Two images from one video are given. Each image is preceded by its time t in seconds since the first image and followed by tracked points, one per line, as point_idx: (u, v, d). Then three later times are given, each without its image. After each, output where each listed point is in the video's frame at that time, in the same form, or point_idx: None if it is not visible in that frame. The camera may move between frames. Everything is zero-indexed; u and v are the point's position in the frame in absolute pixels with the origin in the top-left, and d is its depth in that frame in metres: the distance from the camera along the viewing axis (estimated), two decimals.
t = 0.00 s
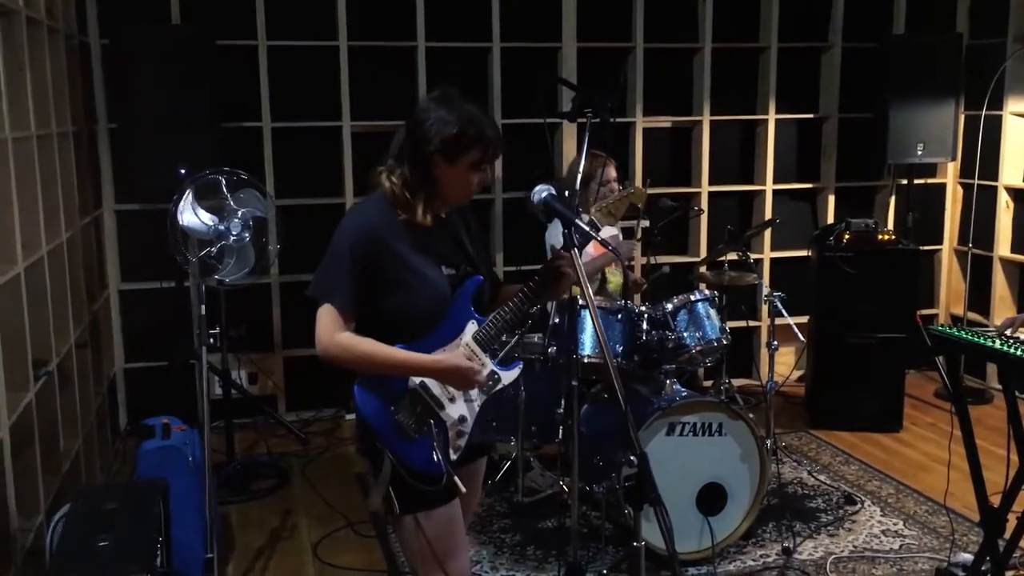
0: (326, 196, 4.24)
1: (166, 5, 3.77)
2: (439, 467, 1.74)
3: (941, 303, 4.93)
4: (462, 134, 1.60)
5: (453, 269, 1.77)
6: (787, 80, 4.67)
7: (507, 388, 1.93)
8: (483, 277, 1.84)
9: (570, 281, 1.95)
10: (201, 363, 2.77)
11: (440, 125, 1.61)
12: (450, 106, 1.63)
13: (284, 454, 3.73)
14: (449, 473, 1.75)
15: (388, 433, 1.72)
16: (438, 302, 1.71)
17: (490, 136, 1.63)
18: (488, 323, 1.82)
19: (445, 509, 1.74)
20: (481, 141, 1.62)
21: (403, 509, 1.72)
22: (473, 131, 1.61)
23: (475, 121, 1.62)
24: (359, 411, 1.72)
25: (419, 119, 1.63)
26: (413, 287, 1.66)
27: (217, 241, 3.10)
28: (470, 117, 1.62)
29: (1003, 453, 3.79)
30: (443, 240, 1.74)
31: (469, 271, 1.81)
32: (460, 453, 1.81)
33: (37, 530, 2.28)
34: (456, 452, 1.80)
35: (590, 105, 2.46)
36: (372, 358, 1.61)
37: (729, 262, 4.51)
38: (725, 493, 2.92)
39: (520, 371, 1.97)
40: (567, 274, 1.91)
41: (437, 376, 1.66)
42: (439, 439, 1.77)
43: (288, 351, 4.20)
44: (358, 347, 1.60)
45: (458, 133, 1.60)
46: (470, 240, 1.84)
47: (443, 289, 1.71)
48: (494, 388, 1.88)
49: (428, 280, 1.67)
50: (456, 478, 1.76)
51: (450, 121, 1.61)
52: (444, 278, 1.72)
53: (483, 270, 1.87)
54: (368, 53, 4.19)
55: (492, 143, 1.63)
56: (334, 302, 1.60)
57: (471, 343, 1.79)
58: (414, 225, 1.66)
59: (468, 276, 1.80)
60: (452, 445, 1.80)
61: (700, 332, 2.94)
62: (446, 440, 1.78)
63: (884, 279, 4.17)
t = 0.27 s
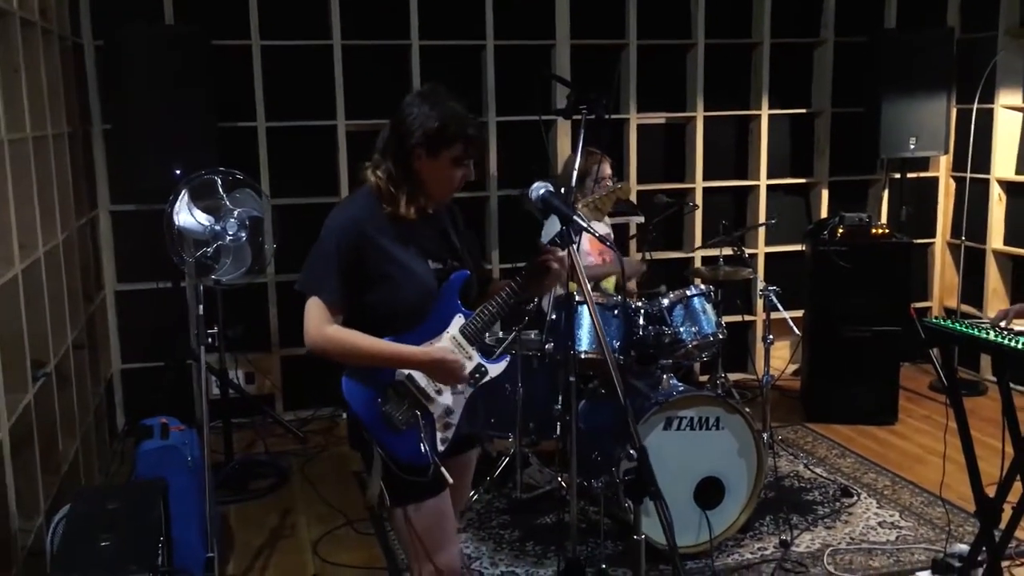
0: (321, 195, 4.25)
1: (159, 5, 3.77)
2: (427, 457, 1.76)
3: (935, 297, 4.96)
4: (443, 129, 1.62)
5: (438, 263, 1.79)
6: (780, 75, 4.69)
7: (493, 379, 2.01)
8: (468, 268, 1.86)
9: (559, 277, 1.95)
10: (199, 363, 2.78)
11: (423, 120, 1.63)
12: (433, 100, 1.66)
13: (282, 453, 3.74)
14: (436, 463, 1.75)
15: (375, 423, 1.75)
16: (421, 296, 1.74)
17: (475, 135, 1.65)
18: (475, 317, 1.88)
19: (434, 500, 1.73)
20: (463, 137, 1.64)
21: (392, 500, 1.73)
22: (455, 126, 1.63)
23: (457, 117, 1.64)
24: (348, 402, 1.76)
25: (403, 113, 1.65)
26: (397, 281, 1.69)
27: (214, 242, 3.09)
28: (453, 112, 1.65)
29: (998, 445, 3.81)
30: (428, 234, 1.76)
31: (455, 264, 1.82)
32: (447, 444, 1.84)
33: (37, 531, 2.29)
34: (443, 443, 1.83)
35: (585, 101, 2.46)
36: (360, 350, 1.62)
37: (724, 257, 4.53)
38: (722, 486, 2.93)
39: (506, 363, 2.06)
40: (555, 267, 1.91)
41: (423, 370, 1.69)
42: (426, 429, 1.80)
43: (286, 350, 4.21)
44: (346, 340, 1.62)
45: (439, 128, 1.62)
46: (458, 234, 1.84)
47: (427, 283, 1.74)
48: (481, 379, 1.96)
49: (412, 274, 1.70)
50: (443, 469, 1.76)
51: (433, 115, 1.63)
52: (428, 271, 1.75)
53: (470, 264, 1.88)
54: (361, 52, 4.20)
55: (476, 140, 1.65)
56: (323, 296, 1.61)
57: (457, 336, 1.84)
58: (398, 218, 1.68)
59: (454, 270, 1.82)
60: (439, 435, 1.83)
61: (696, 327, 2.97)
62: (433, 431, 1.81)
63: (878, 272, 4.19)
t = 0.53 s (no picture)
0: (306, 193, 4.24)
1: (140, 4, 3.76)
2: (408, 451, 1.76)
3: (917, 289, 5.00)
4: (405, 108, 1.64)
5: (422, 258, 1.77)
6: (762, 70, 4.72)
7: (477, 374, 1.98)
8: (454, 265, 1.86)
9: (541, 273, 1.97)
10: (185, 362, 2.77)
11: (383, 105, 1.65)
12: (388, 84, 1.68)
13: (269, 451, 3.74)
14: (416, 457, 1.76)
15: (356, 418, 1.75)
16: (408, 289, 1.74)
17: (432, 105, 1.67)
18: (457, 311, 1.86)
19: (415, 495, 1.74)
20: (426, 111, 1.66)
21: (375, 492, 1.75)
22: (411, 101, 1.65)
23: (415, 93, 1.66)
24: (331, 395, 1.76)
25: (364, 106, 1.67)
26: (380, 274, 1.69)
27: (197, 241, 3.08)
28: (410, 90, 1.67)
29: (980, 435, 3.86)
30: (411, 227, 1.75)
31: (439, 259, 1.81)
32: (430, 438, 1.82)
33: (24, 532, 2.28)
34: (426, 437, 1.81)
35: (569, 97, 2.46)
36: (343, 344, 1.63)
37: (708, 252, 4.55)
38: (708, 478, 2.96)
39: (491, 357, 2.04)
40: (536, 265, 1.93)
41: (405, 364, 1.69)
42: (409, 423, 1.78)
43: (272, 349, 4.20)
44: (328, 333, 1.63)
45: (398, 107, 1.64)
46: (443, 229, 1.83)
47: (413, 276, 1.74)
48: (463, 374, 1.91)
49: (396, 267, 1.70)
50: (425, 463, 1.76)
51: (388, 98, 1.65)
52: (414, 266, 1.74)
53: (453, 259, 1.87)
54: (344, 49, 4.19)
55: (435, 109, 1.67)
56: (305, 290, 1.63)
57: (440, 330, 1.83)
58: (380, 210, 1.68)
59: (438, 265, 1.80)
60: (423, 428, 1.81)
61: (681, 320, 2.98)
62: (416, 424, 1.80)
63: (860, 265, 4.22)
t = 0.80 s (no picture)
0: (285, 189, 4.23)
1: None
2: (387, 443, 1.76)
3: (892, 282, 5.06)
4: (367, 94, 1.67)
5: (407, 251, 1.78)
6: (739, 65, 4.75)
7: (457, 369, 1.97)
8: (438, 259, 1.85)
9: (527, 269, 2.00)
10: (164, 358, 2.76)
11: (346, 98, 1.67)
12: (346, 78, 1.71)
13: (249, 448, 3.73)
14: (395, 450, 1.75)
15: (336, 409, 1.75)
16: (392, 282, 1.73)
17: (393, 84, 1.69)
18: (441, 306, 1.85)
19: (394, 487, 1.74)
20: (390, 91, 1.68)
21: (354, 484, 1.75)
22: (372, 85, 1.67)
23: (375, 77, 1.69)
24: (311, 387, 1.77)
25: (331, 104, 1.69)
26: (364, 267, 1.68)
27: (176, 237, 3.07)
28: (367, 76, 1.69)
29: (955, 425, 3.92)
30: (395, 220, 1.76)
31: (423, 253, 1.81)
32: (409, 432, 1.82)
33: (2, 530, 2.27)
34: (405, 430, 1.81)
35: (549, 92, 2.46)
36: (325, 336, 1.63)
37: (687, 246, 4.58)
38: (688, 470, 2.98)
39: (470, 353, 2.03)
40: (521, 261, 1.97)
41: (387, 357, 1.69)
42: (389, 415, 1.78)
43: (251, 345, 4.19)
44: (310, 326, 1.62)
45: (360, 94, 1.66)
46: (426, 223, 1.85)
47: (396, 269, 1.74)
48: (444, 369, 1.90)
49: (379, 261, 1.70)
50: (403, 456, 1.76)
51: (348, 90, 1.68)
52: (397, 259, 1.74)
53: (437, 253, 1.88)
54: (322, 44, 4.18)
55: (396, 86, 1.69)
56: (288, 283, 1.62)
57: (423, 325, 1.81)
58: (363, 205, 1.68)
59: (422, 258, 1.81)
60: (403, 421, 1.81)
61: (661, 314, 2.98)
62: (396, 417, 1.80)
63: (837, 258, 4.26)
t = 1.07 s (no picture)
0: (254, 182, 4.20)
1: None
2: (356, 434, 1.75)
3: (859, 275, 5.12)
4: (328, 86, 1.67)
5: (376, 243, 1.78)
6: (709, 60, 4.78)
7: (428, 360, 1.94)
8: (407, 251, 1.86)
9: (497, 260, 1.98)
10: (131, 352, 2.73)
11: (310, 93, 1.68)
12: (309, 69, 1.71)
13: (218, 442, 3.70)
14: (364, 440, 1.75)
15: (304, 401, 1.73)
16: (361, 272, 1.73)
17: (357, 76, 1.69)
18: (410, 297, 1.85)
19: (364, 478, 1.75)
20: (353, 83, 1.67)
21: (323, 476, 1.75)
22: (335, 77, 1.67)
23: (336, 69, 1.69)
24: (278, 377, 1.76)
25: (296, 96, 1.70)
26: (333, 257, 1.68)
27: (143, 229, 3.02)
28: (330, 67, 1.70)
29: (919, 415, 3.98)
30: (364, 211, 1.76)
31: (392, 244, 1.81)
32: (379, 423, 1.81)
33: None
34: (375, 422, 1.79)
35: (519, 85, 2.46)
36: (293, 326, 1.63)
37: (657, 239, 4.61)
38: (657, 461, 3.00)
39: (441, 344, 2.01)
40: (492, 252, 1.95)
41: (354, 348, 1.70)
42: (358, 407, 1.76)
43: (220, 339, 4.16)
44: (277, 316, 1.61)
45: (322, 88, 1.67)
46: (397, 214, 1.85)
47: (365, 259, 1.74)
48: (414, 360, 1.87)
49: (347, 252, 1.70)
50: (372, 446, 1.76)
51: (311, 85, 1.68)
52: (366, 249, 1.74)
53: (407, 245, 1.88)
54: (291, 36, 4.16)
55: (359, 78, 1.68)
56: (256, 274, 1.62)
57: (392, 316, 1.82)
58: (331, 197, 1.69)
59: (392, 249, 1.81)
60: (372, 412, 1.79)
61: (631, 307, 3.00)
62: (365, 408, 1.78)
63: (804, 251, 4.31)
